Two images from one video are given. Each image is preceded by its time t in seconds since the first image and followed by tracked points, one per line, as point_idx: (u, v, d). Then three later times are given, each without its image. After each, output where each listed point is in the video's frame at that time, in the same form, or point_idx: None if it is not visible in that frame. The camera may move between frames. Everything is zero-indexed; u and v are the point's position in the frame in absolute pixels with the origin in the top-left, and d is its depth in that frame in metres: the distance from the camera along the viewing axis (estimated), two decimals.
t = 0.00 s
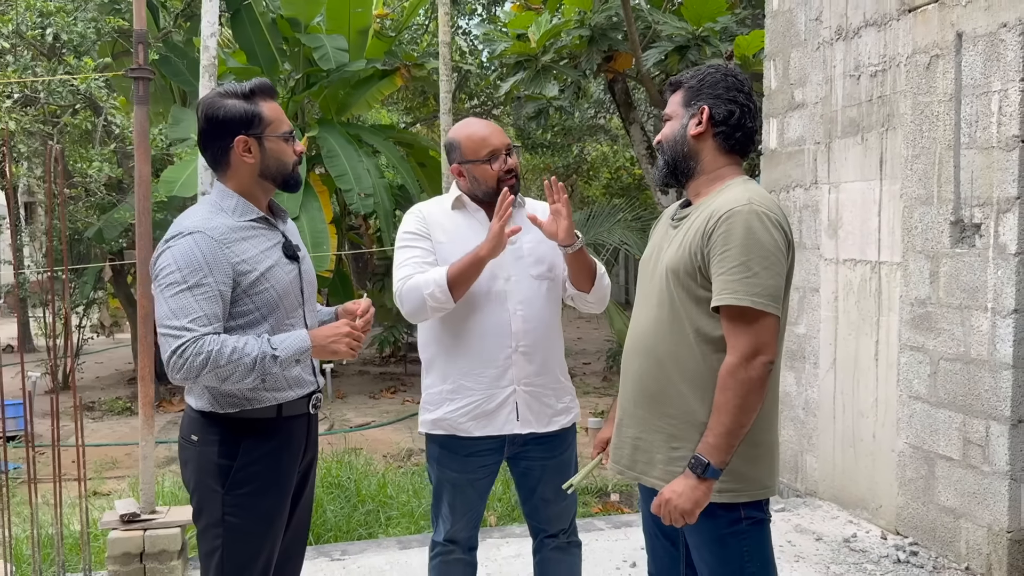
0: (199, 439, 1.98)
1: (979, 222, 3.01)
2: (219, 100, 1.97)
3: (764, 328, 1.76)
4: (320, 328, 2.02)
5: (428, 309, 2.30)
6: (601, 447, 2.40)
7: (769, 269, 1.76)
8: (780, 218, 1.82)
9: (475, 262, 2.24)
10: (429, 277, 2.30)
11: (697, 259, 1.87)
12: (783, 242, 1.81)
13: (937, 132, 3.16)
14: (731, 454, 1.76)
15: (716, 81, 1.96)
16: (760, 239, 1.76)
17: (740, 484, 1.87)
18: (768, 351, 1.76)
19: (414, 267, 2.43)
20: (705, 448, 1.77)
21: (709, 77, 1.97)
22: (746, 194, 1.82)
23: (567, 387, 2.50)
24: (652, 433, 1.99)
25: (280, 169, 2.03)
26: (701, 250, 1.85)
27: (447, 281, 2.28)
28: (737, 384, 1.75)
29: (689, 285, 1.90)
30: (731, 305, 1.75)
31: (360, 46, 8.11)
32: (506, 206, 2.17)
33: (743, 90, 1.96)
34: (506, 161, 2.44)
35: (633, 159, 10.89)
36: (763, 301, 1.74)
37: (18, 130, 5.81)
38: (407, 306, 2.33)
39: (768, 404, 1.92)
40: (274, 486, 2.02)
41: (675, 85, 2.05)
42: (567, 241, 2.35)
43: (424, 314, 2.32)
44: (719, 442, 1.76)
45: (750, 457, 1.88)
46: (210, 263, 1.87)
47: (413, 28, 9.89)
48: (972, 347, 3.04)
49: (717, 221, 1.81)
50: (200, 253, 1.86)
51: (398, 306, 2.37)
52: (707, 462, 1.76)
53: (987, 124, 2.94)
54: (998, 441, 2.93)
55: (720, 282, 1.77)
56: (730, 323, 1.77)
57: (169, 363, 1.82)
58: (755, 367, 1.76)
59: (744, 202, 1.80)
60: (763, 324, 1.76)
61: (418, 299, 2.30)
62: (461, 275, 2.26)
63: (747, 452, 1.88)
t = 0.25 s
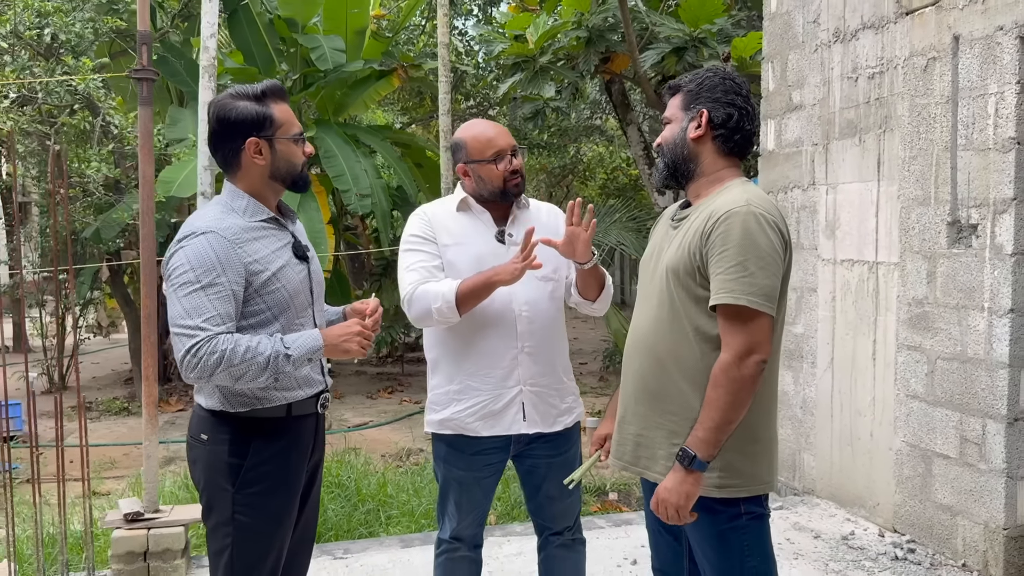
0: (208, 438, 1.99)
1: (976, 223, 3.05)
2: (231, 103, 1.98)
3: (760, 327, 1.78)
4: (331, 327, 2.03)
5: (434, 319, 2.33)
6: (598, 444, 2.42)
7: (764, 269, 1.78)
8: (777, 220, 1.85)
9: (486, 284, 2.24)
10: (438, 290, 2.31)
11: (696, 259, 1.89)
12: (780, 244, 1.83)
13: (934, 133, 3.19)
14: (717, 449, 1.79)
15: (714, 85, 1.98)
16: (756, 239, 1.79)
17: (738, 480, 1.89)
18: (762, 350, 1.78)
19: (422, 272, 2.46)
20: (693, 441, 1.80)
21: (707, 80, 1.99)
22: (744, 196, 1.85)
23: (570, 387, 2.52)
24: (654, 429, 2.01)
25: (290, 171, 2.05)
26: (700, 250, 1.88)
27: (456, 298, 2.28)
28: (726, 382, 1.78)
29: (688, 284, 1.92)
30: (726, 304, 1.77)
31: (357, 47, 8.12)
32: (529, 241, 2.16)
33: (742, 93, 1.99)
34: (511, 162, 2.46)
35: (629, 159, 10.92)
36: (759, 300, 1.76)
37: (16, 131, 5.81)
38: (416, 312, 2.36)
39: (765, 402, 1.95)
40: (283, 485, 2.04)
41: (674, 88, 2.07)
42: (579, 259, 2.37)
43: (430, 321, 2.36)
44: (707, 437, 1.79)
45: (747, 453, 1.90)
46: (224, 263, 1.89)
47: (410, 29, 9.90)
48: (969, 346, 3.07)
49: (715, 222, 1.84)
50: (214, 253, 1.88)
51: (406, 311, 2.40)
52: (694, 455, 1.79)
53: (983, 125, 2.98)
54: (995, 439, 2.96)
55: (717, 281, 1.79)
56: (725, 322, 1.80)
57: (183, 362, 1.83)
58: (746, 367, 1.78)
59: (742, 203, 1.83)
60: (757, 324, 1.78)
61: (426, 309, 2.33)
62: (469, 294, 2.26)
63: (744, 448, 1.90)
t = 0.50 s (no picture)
0: (219, 437, 2.01)
1: (972, 223, 3.08)
2: (242, 104, 2.00)
3: (756, 326, 1.80)
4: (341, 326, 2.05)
5: (440, 318, 2.35)
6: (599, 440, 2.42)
7: (761, 269, 1.81)
8: (775, 221, 1.87)
9: (492, 284, 2.26)
10: (444, 289, 2.33)
11: (695, 259, 1.91)
12: (777, 245, 1.85)
13: (931, 134, 3.23)
14: (711, 444, 1.81)
15: (713, 87, 2.01)
16: (754, 240, 1.81)
17: (738, 476, 1.91)
18: (758, 349, 1.80)
19: (427, 272, 2.48)
20: (687, 436, 1.82)
21: (706, 83, 2.02)
22: (743, 197, 1.88)
23: (573, 385, 2.54)
24: (656, 427, 2.03)
25: (300, 172, 2.06)
26: (699, 249, 1.90)
27: (461, 297, 2.30)
28: (720, 380, 1.80)
29: (687, 284, 1.95)
30: (723, 303, 1.80)
31: (353, 47, 8.13)
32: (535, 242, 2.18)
33: (739, 95, 2.01)
34: (514, 162, 2.48)
35: (624, 160, 10.96)
36: (756, 299, 1.79)
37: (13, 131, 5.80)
38: (421, 310, 2.38)
39: (764, 399, 1.97)
40: (293, 483, 2.06)
41: (672, 90, 2.10)
42: (583, 258, 2.40)
43: (435, 319, 2.37)
44: (700, 432, 1.81)
45: (748, 449, 1.93)
46: (236, 263, 1.90)
47: (406, 30, 9.92)
48: (965, 345, 3.11)
49: (714, 222, 1.86)
50: (227, 253, 1.90)
51: (412, 310, 2.42)
52: (686, 449, 1.81)
53: (979, 127, 3.02)
54: (990, 437, 3.00)
55: (715, 280, 1.82)
56: (721, 321, 1.82)
57: (198, 361, 1.85)
58: (740, 367, 1.80)
59: (740, 203, 1.85)
60: (753, 323, 1.80)
61: (431, 308, 2.34)
62: (474, 293, 2.28)
63: (744, 444, 1.93)
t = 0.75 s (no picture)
0: (229, 436, 2.02)
1: (967, 223, 3.12)
2: (252, 105, 2.02)
3: (757, 326, 1.83)
4: (350, 326, 2.07)
5: (445, 314, 2.37)
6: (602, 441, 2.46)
7: (761, 269, 1.83)
8: (774, 221, 1.90)
9: (498, 281, 2.28)
10: (449, 284, 2.35)
11: (696, 259, 1.94)
12: (776, 245, 1.88)
13: (926, 136, 3.27)
14: (717, 443, 1.84)
15: (711, 90, 2.04)
16: (754, 240, 1.84)
17: (740, 473, 1.94)
18: (760, 348, 1.83)
19: (432, 268, 2.50)
20: (694, 436, 1.84)
21: (704, 85, 2.05)
22: (743, 198, 1.90)
23: (575, 383, 2.56)
24: (658, 426, 2.05)
25: (308, 173, 2.08)
26: (700, 250, 1.93)
27: (466, 293, 2.33)
28: (724, 380, 1.82)
29: (688, 284, 1.97)
30: (725, 303, 1.82)
31: (350, 48, 8.15)
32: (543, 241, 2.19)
33: (737, 97, 2.04)
34: (514, 163, 2.50)
35: (620, 160, 10.99)
36: (757, 299, 1.81)
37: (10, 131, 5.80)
38: (426, 305, 2.39)
39: (766, 397, 2.00)
40: (302, 482, 2.08)
41: (671, 92, 2.12)
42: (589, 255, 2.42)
43: (440, 314, 2.39)
44: (706, 431, 1.84)
45: (750, 447, 1.95)
46: (247, 263, 1.92)
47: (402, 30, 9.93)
48: (960, 344, 3.14)
49: (714, 222, 1.89)
50: (238, 253, 1.91)
51: (417, 306, 2.43)
52: (694, 449, 1.84)
53: (974, 128, 3.05)
54: (986, 435, 3.04)
55: (716, 280, 1.84)
56: (723, 320, 1.84)
57: (210, 361, 1.86)
58: (744, 367, 1.82)
59: (740, 204, 1.88)
60: (755, 322, 1.82)
61: (437, 303, 2.36)
62: (480, 289, 2.30)
63: (746, 442, 1.95)
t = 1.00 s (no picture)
0: (237, 433, 2.04)
1: (962, 223, 3.15)
2: (258, 104, 2.03)
3: (759, 323, 1.85)
4: (356, 324, 2.10)
5: (457, 294, 2.35)
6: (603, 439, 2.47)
7: (762, 267, 1.85)
8: (773, 219, 1.92)
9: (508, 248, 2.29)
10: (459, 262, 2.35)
11: (696, 258, 1.96)
12: (776, 243, 1.90)
13: (922, 136, 3.30)
14: (723, 440, 1.86)
15: (708, 90, 2.06)
16: (754, 238, 1.86)
17: (740, 468, 1.96)
18: (761, 344, 1.85)
19: (442, 257, 2.50)
20: (700, 433, 1.86)
21: (701, 86, 2.07)
22: (742, 196, 1.92)
23: (575, 380, 2.58)
24: (659, 423, 2.07)
25: (313, 171, 2.10)
26: (701, 249, 1.95)
27: (477, 267, 2.32)
28: (728, 377, 1.84)
29: (689, 283, 1.99)
30: (727, 301, 1.84)
31: (347, 48, 8.16)
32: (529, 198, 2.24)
33: (734, 97, 2.06)
34: (511, 164, 2.51)
35: (616, 160, 11.01)
36: (758, 296, 1.83)
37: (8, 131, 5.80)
38: (437, 292, 2.39)
39: (766, 393, 2.02)
40: (310, 479, 2.10)
41: (668, 93, 2.14)
42: (581, 229, 2.44)
43: (453, 300, 2.38)
44: (712, 429, 1.86)
45: (750, 443, 1.98)
46: (255, 262, 1.93)
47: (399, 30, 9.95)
48: (955, 342, 3.17)
49: (715, 221, 1.91)
50: (245, 252, 1.93)
51: (427, 292, 2.42)
52: (700, 446, 1.86)
53: (969, 129, 3.08)
54: (981, 432, 3.07)
55: (717, 278, 1.86)
56: (725, 318, 1.86)
57: (219, 359, 1.88)
58: (747, 363, 1.84)
59: (740, 203, 1.90)
60: (756, 319, 1.85)
61: (448, 283, 2.35)
62: (491, 260, 2.30)
63: (747, 438, 1.98)
